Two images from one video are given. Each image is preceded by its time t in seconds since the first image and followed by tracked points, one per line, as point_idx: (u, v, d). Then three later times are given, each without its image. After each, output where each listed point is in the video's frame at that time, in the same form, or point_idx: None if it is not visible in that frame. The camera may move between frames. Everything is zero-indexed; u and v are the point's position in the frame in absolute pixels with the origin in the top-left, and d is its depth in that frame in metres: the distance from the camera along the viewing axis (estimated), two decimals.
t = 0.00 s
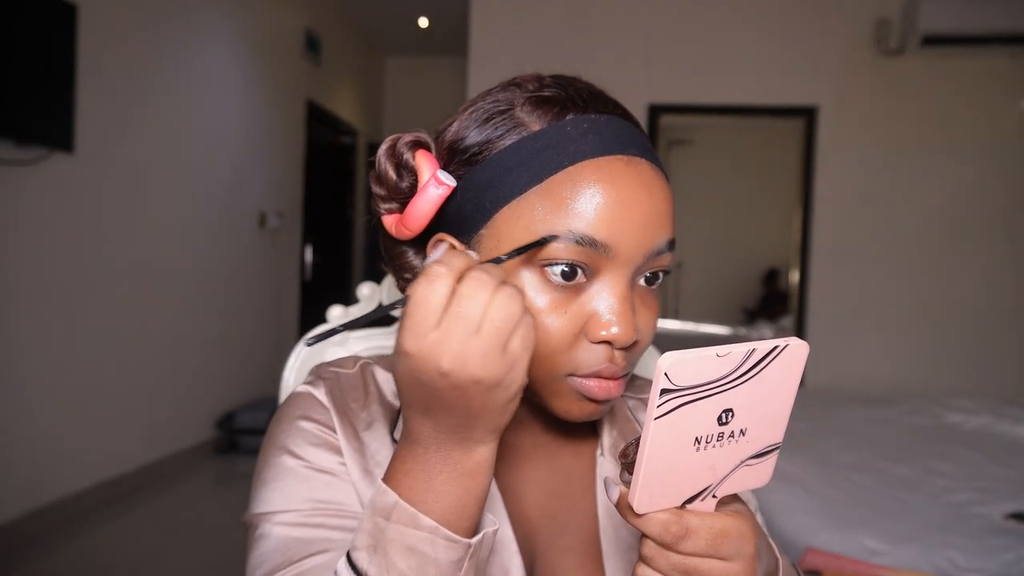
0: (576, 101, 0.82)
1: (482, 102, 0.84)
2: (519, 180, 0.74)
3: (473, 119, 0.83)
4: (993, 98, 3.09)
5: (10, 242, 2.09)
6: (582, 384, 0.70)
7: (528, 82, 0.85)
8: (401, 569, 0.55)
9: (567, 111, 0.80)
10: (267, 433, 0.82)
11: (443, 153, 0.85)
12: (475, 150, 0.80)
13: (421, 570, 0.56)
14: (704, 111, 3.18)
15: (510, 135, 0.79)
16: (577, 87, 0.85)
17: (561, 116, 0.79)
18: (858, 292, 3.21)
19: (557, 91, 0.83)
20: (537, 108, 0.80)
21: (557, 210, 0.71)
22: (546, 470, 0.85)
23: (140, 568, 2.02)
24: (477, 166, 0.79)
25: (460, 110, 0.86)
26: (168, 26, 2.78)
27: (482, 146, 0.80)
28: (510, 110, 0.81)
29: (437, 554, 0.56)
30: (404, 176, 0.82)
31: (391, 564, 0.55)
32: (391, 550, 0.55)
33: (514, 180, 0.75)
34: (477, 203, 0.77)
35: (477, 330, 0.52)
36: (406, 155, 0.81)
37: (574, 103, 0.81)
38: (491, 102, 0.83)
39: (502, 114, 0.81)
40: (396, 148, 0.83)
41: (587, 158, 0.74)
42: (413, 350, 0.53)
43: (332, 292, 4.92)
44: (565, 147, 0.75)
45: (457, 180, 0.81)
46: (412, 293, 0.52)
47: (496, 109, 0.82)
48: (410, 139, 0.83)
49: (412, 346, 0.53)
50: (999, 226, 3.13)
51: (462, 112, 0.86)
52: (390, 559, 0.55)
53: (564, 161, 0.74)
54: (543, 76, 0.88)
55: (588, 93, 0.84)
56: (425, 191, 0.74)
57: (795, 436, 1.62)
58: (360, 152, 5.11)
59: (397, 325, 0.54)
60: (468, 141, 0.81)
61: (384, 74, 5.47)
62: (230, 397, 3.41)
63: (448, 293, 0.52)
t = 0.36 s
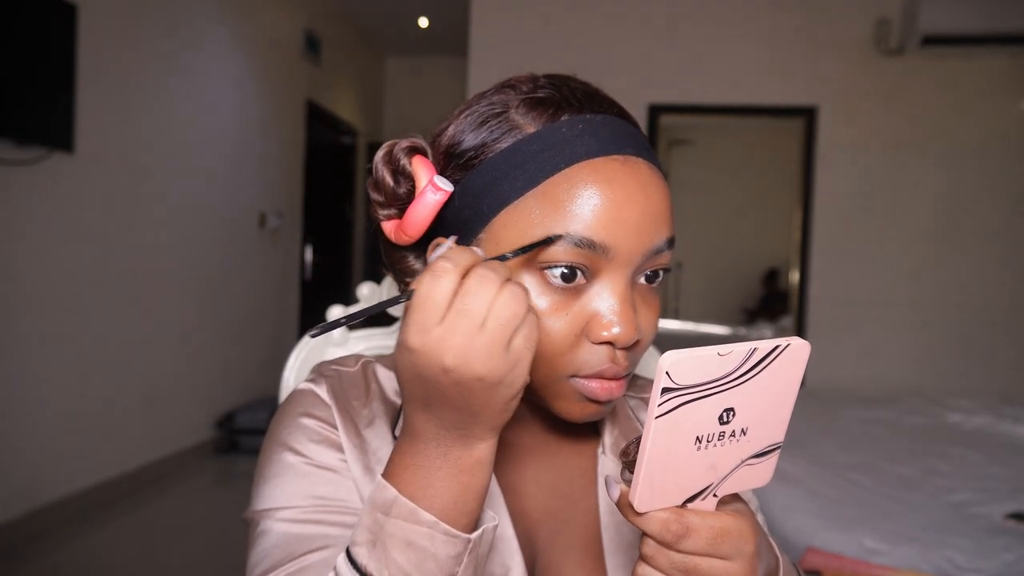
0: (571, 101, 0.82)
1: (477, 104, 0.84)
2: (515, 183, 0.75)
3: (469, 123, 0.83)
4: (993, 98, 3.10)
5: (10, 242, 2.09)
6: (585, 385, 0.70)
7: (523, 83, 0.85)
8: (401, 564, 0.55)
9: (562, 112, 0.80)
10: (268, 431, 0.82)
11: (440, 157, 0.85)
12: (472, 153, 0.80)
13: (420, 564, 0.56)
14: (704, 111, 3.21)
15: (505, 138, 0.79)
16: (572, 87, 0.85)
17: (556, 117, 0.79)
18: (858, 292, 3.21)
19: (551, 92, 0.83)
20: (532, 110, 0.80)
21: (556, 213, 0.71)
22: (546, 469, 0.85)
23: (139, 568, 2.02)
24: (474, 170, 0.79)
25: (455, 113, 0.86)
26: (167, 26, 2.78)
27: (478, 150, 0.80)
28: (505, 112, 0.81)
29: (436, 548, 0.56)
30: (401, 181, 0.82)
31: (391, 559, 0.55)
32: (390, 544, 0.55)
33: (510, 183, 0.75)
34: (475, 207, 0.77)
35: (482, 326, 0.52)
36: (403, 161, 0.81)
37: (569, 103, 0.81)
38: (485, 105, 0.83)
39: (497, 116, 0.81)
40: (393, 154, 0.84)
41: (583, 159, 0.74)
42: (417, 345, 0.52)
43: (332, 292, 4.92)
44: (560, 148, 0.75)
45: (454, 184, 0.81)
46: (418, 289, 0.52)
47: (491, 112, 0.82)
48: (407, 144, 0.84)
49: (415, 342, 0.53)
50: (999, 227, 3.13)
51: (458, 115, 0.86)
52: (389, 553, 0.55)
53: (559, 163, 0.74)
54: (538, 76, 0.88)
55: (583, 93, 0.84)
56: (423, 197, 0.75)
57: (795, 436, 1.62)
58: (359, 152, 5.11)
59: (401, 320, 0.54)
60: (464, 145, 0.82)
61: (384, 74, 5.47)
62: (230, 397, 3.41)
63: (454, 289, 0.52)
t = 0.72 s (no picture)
0: (574, 101, 0.82)
1: (481, 104, 0.84)
2: (517, 183, 0.75)
3: (472, 122, 0.83)
4: (993, 98, 3.10)
5: (10, 242, 2.09)
6: (584, 386, 0.70)
7: (527, 83, 0.85)
8: (399, 567, 0.55)
9: (565, 112, 0.80)
10: (268, 431, 0.82)
11: (442, 156, 0.85)
12: (475, 152, 0.80)
13: (419, 567, 0.55)
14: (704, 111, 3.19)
15: (508, 138, 0.79)
16: (575, 87, 0.85)
17: (559, 118, 0.79)
18: (858, 292, 3.20)
19: (555, 92, 0.83)
20: (536, 110, 0.80)
21: (557, 214, 0.71)
22: (546, 470, 0.85)
23: (139, 568, 2.02)
24: (476, 169, 0.79)
25: (459, 112, 0.86)
26: (168, 26, 2.78)
27: (481, 149, 0.80)
28: (509, 112, 0.81)
29: (435, 551, 0.55)
30: (404, 180, 0.82)
31: (390, 561, 0.55)
32: (389, 547, 0.55)
33: (512, 184, 0.75)
34: (477, 207, 0.77)
35: (481, 324, 0.52)
36: (406, 159, 0.81)
37: (572, 104, 0.81)
38: (489, 104, 0.83)
39: (500, 116, 0.81)
40: (395, 152, 0.83)
41: (585, 160, 0.74)
42: (415, 345, 0.52)
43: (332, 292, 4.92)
44: (563, 149, 0.75)
45: (456, 183, 0.81)
46: (414, 290, 0.52)
47: (495, 111, 0.82)
48: (409, 143, 0.83)
49: (414, 342, 0.53)
50: (999, 227, 3.13)
51: (461, 114, 0.86)
52: (388, 556, 0.55)
53: (562, 163, 0.74)
54: (541, 77, 0.88)
55: (586, 94, 0.84)
56: (424, 196, 0.75)
57: (795, 436, 1.62)
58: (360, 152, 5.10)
59: (400, 322, 0.54)
60: (467, 144, 0.81)
61: (384, 74, 5.47)
62: (230, 398, 3.40)
63: (451, 289, 0.52)
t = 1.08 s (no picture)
0: (571, 99, 0.82)
1: (478, 102, 0.84)
2: (512, 181, 0.75)
3: (469, 120, 0.83)
4: (993, 98, 3.10)
5: (10, 242, 2.09)
6: (580, 384, 0.70)
7: (524, 81, 0.85)
8: (399, 571, 0.55)
9: (561, 110, 0.80)
10: (268, 432, 0.82)
11: (439, 153, 0.85)
12: (471, 150, 0.80)
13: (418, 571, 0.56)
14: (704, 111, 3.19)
15: (504, 136, 0.79)
16: (572, 85, 0.85)
17: (555, 116, 0.79)
18: (858, 292, 3.20)
19: (551, 90, 0.83)
20: (532, 108, 0.80)
21: (552, 212, 0.71)
22: (546, 470, 0.85)
23: (139, 568, 2.02)
24: (472, 168, 0.79)
25: (456, 110, 0.86)
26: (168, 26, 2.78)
27: (477, 147, 0.80)
28: (506, 110, 0.81)
29: (435, 556, 0.56)
30: (400, 177, 0.82)
31: (389, 566, 0.55)
32: (389, 551, 0.55)
33: (507, 181, 0.75)
34: (473, 205, 0.77)
35: (474, 328, 0.52)
36: (403, 157, 0.81)
37: (569, 101, 0.81)
38: (486, 101, 0.83)
39: (497, 114, 0.81)
40: (393, 149, 0.84)
41: (581, 159, 0.74)
42: (410, 351, 0.52)
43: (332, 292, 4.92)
44: (558, 147, 0.75)
45: (452, 181, 0.81)
46: (407, 294, 0.52)
47: (491, 109, 0.82)
48: (407, 141, 0.83)
49: (409, 348, 0.52)
50: (998, 227, 3.13)
51: (458, 112, 0.86)
52: (387, 560, 0.55)
53: (557, 162, 0.74)
54: (539, 75, 0.88)
55: (583, 92, 0.84)
56: (421, 193, 0.74)
57: (795, 436, 1.62)
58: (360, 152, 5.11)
59: (393, 329, 0.54)
60: (463, 142, 0.82)
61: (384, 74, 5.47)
62: (230, 398, 3.40)
63: (444, 292, 0.52)
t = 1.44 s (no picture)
0: (566, 98, 0.82)
1: (474, 102, 0.84)
2: (507, 181, 0.75)
3: (464, 119, 0.83)
4: (993, 99, 3.10)
5: (11, 243, 2.09)
6: (577, 383, 0.70)
7: (519, 80, 0.85)
8: None
9: (556, 109, 0.80)
10: (267, 434, 0.82)
11: (435, 154, 0.85)
12: (466, 150, 0.81)
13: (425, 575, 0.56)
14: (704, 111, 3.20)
15: (499, 135, 0.79)
16: (568, 84, 0.85)
17: (550, 115, 0.79)
18: (858, 292, 3.20)
19: (547, 89, 0.83)
20: (527, 107, 0.80)
21: (547, 212, 0.71)
22: (547, 470, 0.85)
23: (139, 568, 2.02)
24: (468, 167, 0.79)
25: (452, 110, 0.86)
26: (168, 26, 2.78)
27: (473, 147, 0.80)
28: (500, 109, 0.81)
29: (442, 560, 0.56)
30: (396, 178, 0.82)
31: (397, 569, 0.55)
32: (397, 555, 0.55)
33: (502, 181, 0.75)
34: (468, 205, 0.77)
35: (487, 336, 0.51)
36: (398, 157, 0.82)
37: (564, 100, 0.81)
38: (481, 101, 0.83)
39: (492, 113, 0.81)
40: (389, 150, 0.84)
41: (576, 159, 0.74)
42: (422, 358, 0.51)
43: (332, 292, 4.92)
44: (553, 146, 0.75)
45: (448, 181, 0.81)
46: (419, 301, 0.51)
47: (486, 109, 0.82)
48: (402, 141, 0.84)
49: (421, 354, 0.51)
50: (998, 227, 3.13)
51: (453, 112, 0.86)
52: (395, 564, 0.55)
53: (552, 162, 0.74)
54: (534, 74, 0.88)
55: (578, 90, 0.84)
56: (416, 193, 0.74)
57: (794, 436, 1.62)
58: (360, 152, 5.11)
59: (404, 334, 0.53)
60: (458, 142, 0.82)
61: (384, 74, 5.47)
62: (230, 398, 3.40)
63: (456, 299, 0.51)
